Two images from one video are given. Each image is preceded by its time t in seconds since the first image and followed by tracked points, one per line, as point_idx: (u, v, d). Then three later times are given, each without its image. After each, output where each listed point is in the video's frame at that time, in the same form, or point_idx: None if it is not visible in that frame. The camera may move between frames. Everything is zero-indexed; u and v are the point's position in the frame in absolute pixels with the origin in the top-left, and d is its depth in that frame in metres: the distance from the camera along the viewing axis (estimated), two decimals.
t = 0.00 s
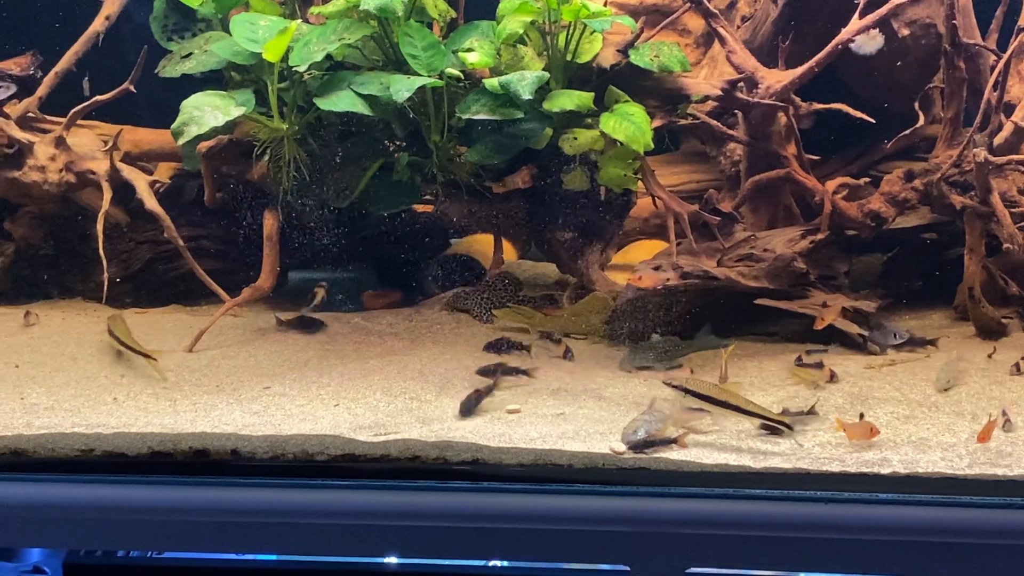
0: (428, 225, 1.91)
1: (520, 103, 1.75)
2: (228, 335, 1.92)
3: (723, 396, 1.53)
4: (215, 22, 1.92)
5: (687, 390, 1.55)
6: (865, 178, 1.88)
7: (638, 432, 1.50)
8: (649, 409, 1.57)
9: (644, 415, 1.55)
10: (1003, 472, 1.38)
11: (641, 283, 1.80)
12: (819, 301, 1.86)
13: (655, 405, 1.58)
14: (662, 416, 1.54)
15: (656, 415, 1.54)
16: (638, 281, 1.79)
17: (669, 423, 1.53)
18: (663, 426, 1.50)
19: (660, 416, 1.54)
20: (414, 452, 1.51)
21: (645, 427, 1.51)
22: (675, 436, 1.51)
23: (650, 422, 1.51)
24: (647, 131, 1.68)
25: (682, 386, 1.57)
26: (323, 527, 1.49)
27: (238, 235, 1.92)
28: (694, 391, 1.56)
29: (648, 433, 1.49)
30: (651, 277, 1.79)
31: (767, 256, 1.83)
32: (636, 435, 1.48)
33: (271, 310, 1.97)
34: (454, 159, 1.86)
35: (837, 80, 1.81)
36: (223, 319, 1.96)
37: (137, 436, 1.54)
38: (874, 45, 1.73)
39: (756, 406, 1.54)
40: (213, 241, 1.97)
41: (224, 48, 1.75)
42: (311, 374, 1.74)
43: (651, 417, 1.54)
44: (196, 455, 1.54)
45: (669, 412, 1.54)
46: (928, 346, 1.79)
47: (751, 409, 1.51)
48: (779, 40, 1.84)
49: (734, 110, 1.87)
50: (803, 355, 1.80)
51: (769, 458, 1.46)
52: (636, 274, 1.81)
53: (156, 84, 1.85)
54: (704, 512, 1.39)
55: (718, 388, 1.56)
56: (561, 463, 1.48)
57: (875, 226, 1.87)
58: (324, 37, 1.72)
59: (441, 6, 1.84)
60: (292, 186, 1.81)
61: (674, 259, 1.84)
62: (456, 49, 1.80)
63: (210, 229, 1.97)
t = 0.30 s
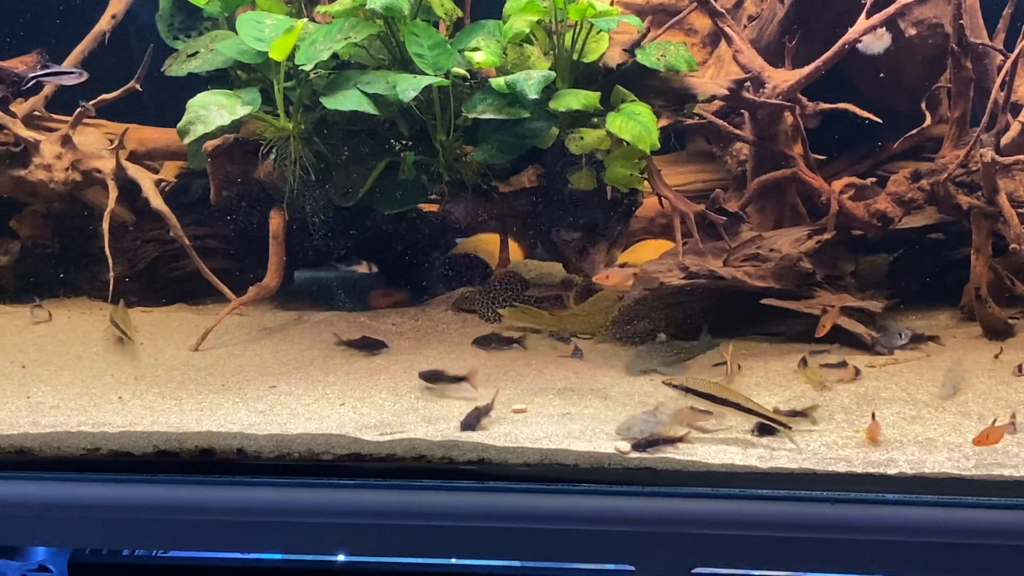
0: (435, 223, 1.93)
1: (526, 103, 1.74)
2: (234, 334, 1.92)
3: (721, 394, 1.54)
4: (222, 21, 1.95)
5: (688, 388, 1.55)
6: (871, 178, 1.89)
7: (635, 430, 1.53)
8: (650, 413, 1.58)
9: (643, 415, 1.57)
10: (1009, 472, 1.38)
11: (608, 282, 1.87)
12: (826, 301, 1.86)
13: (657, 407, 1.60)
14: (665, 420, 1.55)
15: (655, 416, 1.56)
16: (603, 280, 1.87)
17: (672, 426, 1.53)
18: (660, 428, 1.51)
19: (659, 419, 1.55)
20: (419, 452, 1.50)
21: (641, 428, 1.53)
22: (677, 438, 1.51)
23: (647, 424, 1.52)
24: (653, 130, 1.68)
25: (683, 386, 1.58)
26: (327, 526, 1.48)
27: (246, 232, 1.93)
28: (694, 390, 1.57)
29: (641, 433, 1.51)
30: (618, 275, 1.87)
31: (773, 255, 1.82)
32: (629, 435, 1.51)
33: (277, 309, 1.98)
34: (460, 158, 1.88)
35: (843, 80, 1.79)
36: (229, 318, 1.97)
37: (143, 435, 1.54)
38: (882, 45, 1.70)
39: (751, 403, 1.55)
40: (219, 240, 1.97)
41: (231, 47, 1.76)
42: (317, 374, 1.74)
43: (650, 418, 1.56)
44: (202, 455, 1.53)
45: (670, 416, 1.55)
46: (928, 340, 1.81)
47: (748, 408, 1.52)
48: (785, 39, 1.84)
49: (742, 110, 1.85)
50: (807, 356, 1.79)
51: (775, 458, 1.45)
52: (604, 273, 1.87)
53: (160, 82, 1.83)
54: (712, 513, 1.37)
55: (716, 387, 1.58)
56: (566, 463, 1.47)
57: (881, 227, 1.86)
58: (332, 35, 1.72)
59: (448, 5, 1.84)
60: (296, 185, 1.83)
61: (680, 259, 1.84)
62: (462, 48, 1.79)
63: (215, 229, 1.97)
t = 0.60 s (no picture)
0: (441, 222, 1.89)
1: (534, 101, 1.75)
2: (241, 333, 1.92)
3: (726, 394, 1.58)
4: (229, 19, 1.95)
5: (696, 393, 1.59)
6: (880, 177, 1.87)
7: (625, 421, 1.55)
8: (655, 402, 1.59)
9: (633, 405, 1.58)
10: (1018, 472, 1.38)
11: (587, 284, 1.80)
12: (833, 300, 1.85)
13: (649, 399, 1.60)
14: (661, 413, 1.55)
15: (646, 406, 1.57)
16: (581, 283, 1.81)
17: (667, 419, 1.54)
18: (651, 418, 1.52)
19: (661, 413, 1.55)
20: (427, 450, 1.51)
21: (630, 418, 1.54)
22: (666, 426, 1.52)
23: (637, 415, 1.53)
24: (660, 128, 1.69)
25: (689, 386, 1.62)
26: (335, 526, 1.47)
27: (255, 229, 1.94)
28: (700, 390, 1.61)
29: (634, 425, 1.52)
30: (596, 278, 1.81)
31: (781, 254, 1.82)
32: (619, 427, 1.53)
33: (284, 306, 1.97)
34: (468, 157, 1.86)
35: (851, 79, 1.80)
36: (236, 316, 1.97)
37: (150, 433, 1.54)
38: (891, 44, 1.72)
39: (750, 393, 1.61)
40: (227, 238, 1.98)
41: (239, 45, 1.75)
42: (324, 372, 1.74)
43: (641, 409, 1.56)
44: (210, 453, 1.53)
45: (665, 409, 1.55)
46: (934, 341, 1.79)
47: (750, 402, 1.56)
48: (794, 38, 1.83)
49: (749, 109, 1.86)
50: (811, 357, 1.77)
51: (783, 458, 1.45)
52: (581, 275, 1.82)
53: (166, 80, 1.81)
54: (719, 513, 1.37)
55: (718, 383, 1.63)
56: (575, 462, 1.48)
57: (890, 226, 1.85)
58: (339, 34, 1.73)
59: (456, 3, 1.84)
60: (303, 184, 1.85)
61: (688, 258, 1.83)
62: (470, 46, 1.79)
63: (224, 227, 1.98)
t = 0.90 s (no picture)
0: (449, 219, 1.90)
1: (543, 98, 1.74)
2: (249, 329, 1.91)
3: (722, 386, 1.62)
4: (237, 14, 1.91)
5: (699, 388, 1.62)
6: (889, 174, 1.87)
7: (623, 416, 1.55)
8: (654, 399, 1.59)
9: (632, 401, 1.58)
10: None
11: (571, 283, 1.80)
12: (843, 298, 1.84)
13: (648, 394, 1.61)
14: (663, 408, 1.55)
15: (648, 401, 1.58)
16: (566, 282, 1.80)
17: (666, 416, 1.54)
18: (649, 414, 1.53)
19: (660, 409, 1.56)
20: (436, 447, 1.49)
21: (629, 413, 1.55)
22: (665, 421, 1.52)
23: (634, 411, 1.54)
24: (670, 126, 1.67)
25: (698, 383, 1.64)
26: (343, 523, 1.47)
27: (262, 225, 1.96)
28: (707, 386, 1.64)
29: (631, 422, 1.53)
30: (580, 276, 1.81)
31: (791, 252, 1.80)
32: (616, 423, 1.54)
33: (291, 304, 1.97)
34: (477, 153, 1.85)
35: (860, 76, 1.79)
36: (244, 312, 1.96)
37: (157, 430, 1.53)
38: (902, 41, 1.70)
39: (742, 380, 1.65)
40: (235, 235, 1.98)
41: (247, 40, 1.75)
42: (332, 369, 1.73)
43: (640, 404, 1.57)
44: (217, 450, 1.53)
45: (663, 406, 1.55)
46: (942, 335, 1.81)
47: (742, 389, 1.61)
48: (804, 34, 1.82)
49: (760, 106, 1.84)
50: (817, 355, 1.78)
51: (793, 455, 1.43)
52: (565, 274, 1.81)
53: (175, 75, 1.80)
54: (728, 510, 1.37)
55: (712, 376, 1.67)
56: (582, 459, 1.46)
57: (899, 223, 1.82)
58: (348, 30, 1.72)
59: None
60: (310, 179, 1.85)
61: (697, 256, 1.82)
62: (480, 42, 1.79)
63: (232, 224, 1.97)
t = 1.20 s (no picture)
0: (456, 217, 1.85)
1: (551, 94, 1.74)
2: (257, 326, 1.91)
3: (721, 383, 1.64)
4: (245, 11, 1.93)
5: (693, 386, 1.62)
6: (900, 172, 1.85)
7: (628, 415, 1.53)
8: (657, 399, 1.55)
9: (635, 399, 1.56)
10: None
11: (563, 276, 1.73)
12: (852, 296, 1.83)
13: (651, 391, 1.58)
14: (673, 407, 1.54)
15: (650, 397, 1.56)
16: (558, 275, 1.73)
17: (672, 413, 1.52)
18: (653, 410, 1.51)
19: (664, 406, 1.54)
20: (443, 446, 1.48)
21: (633, 411, 1.53)
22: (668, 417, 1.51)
23: (638, 408, 1.52)
24: (680, 123, 1.67)
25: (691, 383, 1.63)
26: (350, 521, 1.47)
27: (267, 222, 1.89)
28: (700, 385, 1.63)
29: (637, 421, 1.51)
30: (572, 269, 1.73)
31: (801, 249, 1.80)
32: (621, 421, 1.52)
33: (299, 300, 1.98)
34: (485, 150, 1.84)
35: (873, 73, 1.77)
36: (252, 309, 1.96)
37: (165, 427, 1.52)
38: (913, 38, 1.69)
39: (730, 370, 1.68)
40: (242, 232, 1.93)
41: (254, 36, 1.74)
42: (340, 366, 1.73)
43: (643, 402, 1.55)
44: (224, 447, 1.52)
45: (666, 402, 1.53)
46: (953, 333, 1.79)
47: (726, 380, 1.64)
48: (815, 31, 1.83)
49: (769, 103, 1.86)
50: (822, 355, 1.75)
51: (803, 454, 1.42)
52: (557, 267, 1.74)
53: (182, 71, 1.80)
54: (737, 509, 1.36)
55: (708, 371, 1.67)
56: (591, 458, 1.45)
57: (910, 221, 1.84)
58: (356, 25, 1.71)
59: None
60: (319, 176, 1.84)
61: (707, 253, 1.83)
62: (488, 38, 1.77)
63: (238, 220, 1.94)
